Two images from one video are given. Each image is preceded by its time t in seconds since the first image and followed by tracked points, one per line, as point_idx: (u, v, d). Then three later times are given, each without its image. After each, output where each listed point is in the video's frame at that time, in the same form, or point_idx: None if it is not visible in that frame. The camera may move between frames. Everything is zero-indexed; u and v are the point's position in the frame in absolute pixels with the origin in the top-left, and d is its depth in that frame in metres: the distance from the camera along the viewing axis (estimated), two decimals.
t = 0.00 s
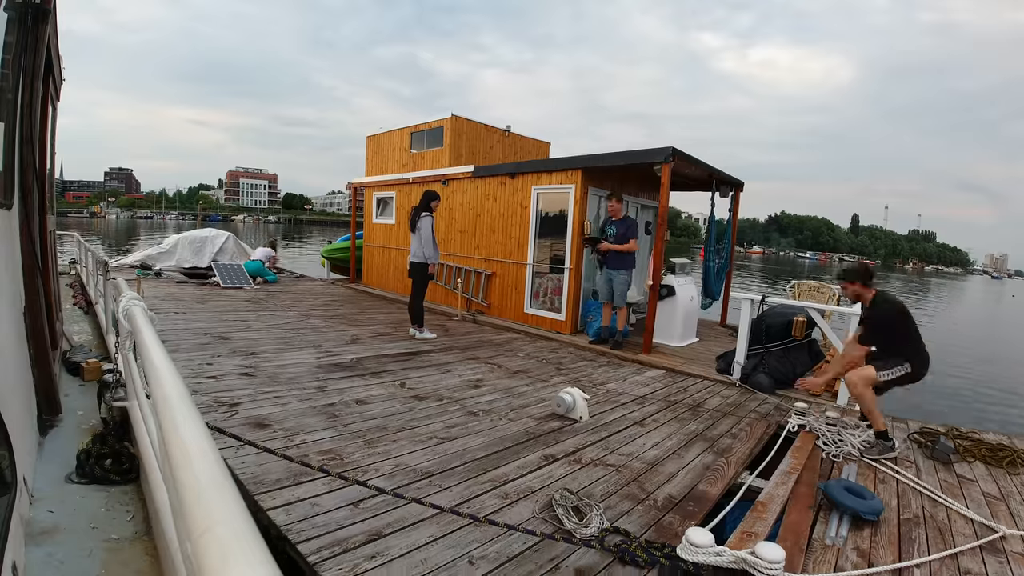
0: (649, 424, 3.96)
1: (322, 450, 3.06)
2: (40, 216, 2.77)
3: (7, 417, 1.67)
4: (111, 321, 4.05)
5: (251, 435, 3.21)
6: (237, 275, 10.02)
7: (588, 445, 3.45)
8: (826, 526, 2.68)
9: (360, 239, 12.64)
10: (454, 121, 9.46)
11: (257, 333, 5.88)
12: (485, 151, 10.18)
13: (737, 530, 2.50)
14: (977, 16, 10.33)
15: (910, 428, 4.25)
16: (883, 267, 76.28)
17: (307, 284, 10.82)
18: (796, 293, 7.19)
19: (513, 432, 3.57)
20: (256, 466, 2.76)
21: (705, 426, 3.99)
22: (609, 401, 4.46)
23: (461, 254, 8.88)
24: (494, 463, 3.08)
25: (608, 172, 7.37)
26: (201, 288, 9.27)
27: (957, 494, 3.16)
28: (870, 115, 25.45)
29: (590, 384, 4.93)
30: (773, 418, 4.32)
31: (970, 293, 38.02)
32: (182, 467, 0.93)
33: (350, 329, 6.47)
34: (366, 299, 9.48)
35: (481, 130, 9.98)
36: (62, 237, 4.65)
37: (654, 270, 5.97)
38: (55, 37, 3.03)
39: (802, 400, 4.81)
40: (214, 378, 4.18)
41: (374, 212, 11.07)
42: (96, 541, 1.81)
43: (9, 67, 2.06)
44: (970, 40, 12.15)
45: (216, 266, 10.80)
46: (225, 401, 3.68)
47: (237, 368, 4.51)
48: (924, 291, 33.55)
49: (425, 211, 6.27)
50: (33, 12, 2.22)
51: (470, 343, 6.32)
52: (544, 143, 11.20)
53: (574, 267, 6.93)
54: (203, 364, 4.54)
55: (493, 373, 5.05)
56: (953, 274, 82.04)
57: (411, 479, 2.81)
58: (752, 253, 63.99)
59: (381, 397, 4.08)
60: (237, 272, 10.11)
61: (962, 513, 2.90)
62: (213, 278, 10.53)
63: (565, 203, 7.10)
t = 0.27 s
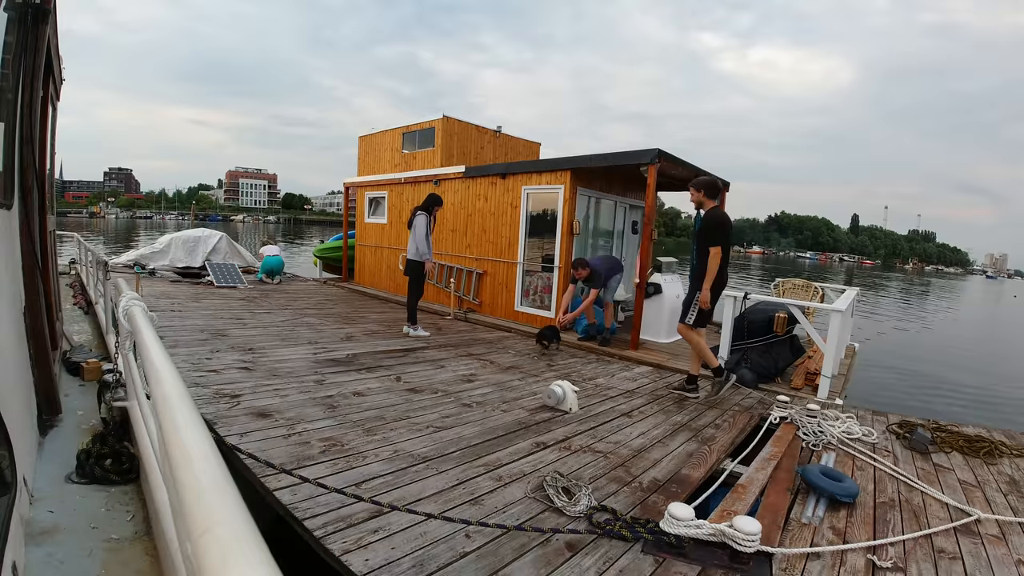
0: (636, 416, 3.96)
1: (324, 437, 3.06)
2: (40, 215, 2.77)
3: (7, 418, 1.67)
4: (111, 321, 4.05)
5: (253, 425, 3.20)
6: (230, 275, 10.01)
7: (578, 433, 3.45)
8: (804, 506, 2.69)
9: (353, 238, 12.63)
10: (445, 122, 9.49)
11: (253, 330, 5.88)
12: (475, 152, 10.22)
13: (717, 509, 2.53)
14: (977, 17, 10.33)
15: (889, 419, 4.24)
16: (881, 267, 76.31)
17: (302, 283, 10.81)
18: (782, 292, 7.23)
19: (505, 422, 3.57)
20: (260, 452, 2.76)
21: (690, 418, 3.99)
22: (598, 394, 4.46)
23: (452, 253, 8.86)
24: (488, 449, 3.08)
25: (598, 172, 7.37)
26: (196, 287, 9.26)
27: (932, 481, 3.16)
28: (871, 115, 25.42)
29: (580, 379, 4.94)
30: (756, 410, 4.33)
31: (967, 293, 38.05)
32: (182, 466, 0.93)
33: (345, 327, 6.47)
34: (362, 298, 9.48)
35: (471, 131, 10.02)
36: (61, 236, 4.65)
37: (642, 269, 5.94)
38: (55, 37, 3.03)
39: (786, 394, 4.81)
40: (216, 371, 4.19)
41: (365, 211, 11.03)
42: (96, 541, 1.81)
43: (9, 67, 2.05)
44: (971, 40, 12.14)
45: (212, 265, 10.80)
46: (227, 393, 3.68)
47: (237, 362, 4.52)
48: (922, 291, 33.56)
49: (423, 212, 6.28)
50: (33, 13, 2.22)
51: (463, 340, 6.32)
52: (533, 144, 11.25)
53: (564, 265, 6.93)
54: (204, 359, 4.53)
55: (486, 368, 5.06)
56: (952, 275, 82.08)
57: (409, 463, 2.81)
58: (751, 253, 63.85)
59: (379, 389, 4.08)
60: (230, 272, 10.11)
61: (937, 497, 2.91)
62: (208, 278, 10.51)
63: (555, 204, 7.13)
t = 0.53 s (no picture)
0: (630, 407, 3.96)
1: (332, 431, 3.06)
2: (40, 214, 2.77)
3: (7, 419, 1.67)
4: (111, 321, 4.05)
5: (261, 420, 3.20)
6: (225, 275, 10.00)
7: (575, 424, 3.45)
8: (791, 490, 2.69)
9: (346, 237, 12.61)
10: (438, 121, 9.51)
11: (251, 329, 5.88)
12: (468, 151, 10.23)
13: (708, 492, 2.52)
14: (977, 16, 10.33)
15: (874, 409, 4.24)
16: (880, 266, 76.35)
17: (298, 283, 10.80)
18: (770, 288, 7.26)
19: (506, 414, 3.58)
20: (273, 445, 2.75)
21: (681, 409, 3.99)
22: (592, 387, 4.46)
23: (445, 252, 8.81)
24: (491, 440, 3.08)
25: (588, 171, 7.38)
26: (192, 287, 9.24)
27: (916, 466, 3.17)
28: (871, 114, 25.40)
29: (575, 372, 4.94)
30: (746, 401, 4.34)
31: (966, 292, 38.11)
32: (182, 466, 0.93)
33: (342, 324, 6.48)
34: (359, 296, 9.48)
35: (463, 131, 10.02)
36: (60, 236, 4.63)
37: (631, 266, 5.95)
38: (53, 36, 3.02)
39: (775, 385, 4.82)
40: (220, 370, 4.19)
41: (358, 211, 11.00)
42: (96, 541, 1.81)
43: (9, 67, 2.05)
44: (971, 39, 12.15)
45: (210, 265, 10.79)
46: (234, 390, 3.68)
47: (241, 360, 4.52)
48: (921, 290, 33.59)
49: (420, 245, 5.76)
50: (33, 13, 2.22)
51: (459, 336, 6.33)
52: (525, 142, 11.28)
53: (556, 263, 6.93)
54: (208, 357, 4.53)
55: (484, 363, 5.06)
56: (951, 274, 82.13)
57: (416, 454, 2.82)
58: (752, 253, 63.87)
59: (380, 385, 4.08)
60: (225, 272, 10.10)
61: (920, 481, 2.91)
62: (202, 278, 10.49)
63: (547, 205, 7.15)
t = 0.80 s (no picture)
0: (629, 406, 3.94)
1: (330, 433, 3.06)
2: (40, 213, 2.79)
3: (6, 419, 1.68)
4: (111, 321, 4.07)
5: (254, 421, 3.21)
6: (225, 274, 10.04)
7: (574, 424, 3.44)
8: (789, 490, 2.67)
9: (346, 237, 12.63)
10: (437, 120, 9.52)
11: (251, 329, 5.91)
12: (467, 150, 10.24)
13: (705, 492, 2.50)
14: (987, 14, 10.22)
15: (873, 407, 4.19)
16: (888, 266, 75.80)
17: (298, 283, 10.83)
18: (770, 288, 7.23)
19: (505, 414, 3.57)
20: (273, 448, 2.76)
21: (681, 407, 3.97)
22: (591, 386, 4.44)
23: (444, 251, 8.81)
24: (489, 441, 3.07)
25: (587, 172, 7.36)
26: (192, 287, 9.29)
27: (914, 465, 3.14)
28: (881, 114, 25.17)
29: (574, 371, 4.93)
30: (745, 398, 4.32)
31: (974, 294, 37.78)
32: (182, 467, 0.93)
33: (342, 324, 6.50)
34: (360, 296, 9.50)
35: (463, 130, 10.04)
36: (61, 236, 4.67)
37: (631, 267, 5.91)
38: (54, 36, 3.04)
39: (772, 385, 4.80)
40: (220, 372, 4.20)
41: (358, 210, 11.01)
42: (95, 541, 1.81)
43: (9, 67, 2.07)
44: (982, 38, 12.03)
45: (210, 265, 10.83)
46: (235, 392, 3.70)
47: (240, 361, 4.54)
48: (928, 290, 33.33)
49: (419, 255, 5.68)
50: (33, 13, 2.23)
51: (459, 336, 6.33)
52: (525, 141, 11.27)
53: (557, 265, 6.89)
54: (206, 359, 4.55)
55: (483, 362, 5.06)
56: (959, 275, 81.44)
57: (414, 455, 2.82)
58: (758, 253, 63.63)
59: (380, 385, 4.09)
60: (225, 272, 10.14)
61: (918, 480, 2.88)
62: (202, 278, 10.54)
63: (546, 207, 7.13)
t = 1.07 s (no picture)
0: (635, 414, 3.92)
1: (327, 438, 3.08)
2: (39, 213, 2.81)
3: (7, 419, 1.69)
4: (111, 321, 4.10)
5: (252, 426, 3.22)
6: (228, 275, 10.10)
7: (577, 432, 3.43)
8: (801, 504, 2.64)
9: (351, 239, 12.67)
10: (443, 123, 9.51)
11: (253, 331, 5.93)
12: (473, 151, 10.24)
13: (716, 506, 2.48)
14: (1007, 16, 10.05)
15: (885, 418, 4.15)
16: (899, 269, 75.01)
17: (301, 284, 10.88)
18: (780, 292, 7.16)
19: (506, 421, 3.56)
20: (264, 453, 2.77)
21: (689, 416, 3.96)
22: (597, 393, 4.43)
23: (450, 253, 8.85)
24: (490, 449, 3.06)
25: (594, 173, 7.35)
26: (194, 288, 9.35)
27: (929, 478, 3.10)
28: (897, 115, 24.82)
29: (579, 378, 4.92)
30: (755, 408, 4.29)
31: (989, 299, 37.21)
32: (182, 467, 0.93)
33: (344, 327, 6.51)
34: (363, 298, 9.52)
35: (470, 132, 10.05)
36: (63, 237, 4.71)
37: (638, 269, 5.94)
38: (54, 36, 3.05)
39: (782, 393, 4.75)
40: (216, 373, 4.22)
41: (364, 212, 11.08)
42: (96, 541, 1.82)
43: (9, 67, 2.08)
44: (1002, 38, 11.83)
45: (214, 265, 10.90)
46: (228, 394, 3.71)
47: (238, 363, 4.56)
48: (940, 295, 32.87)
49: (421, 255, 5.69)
50: (33, 12, 2.25)
51: (462, 340, 6.32)
52: (532, 143, 11.24)
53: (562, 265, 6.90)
54: (204, 360, 4.58)
55: (486, 368, 5.05)
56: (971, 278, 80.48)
57: (412, 463, 2.81)
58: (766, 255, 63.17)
59: (380, 390, 4.09)
60: (229, 273, 10.20)
61: (934, 494, 2.85)
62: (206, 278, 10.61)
63: (552, 207, 7.12)
